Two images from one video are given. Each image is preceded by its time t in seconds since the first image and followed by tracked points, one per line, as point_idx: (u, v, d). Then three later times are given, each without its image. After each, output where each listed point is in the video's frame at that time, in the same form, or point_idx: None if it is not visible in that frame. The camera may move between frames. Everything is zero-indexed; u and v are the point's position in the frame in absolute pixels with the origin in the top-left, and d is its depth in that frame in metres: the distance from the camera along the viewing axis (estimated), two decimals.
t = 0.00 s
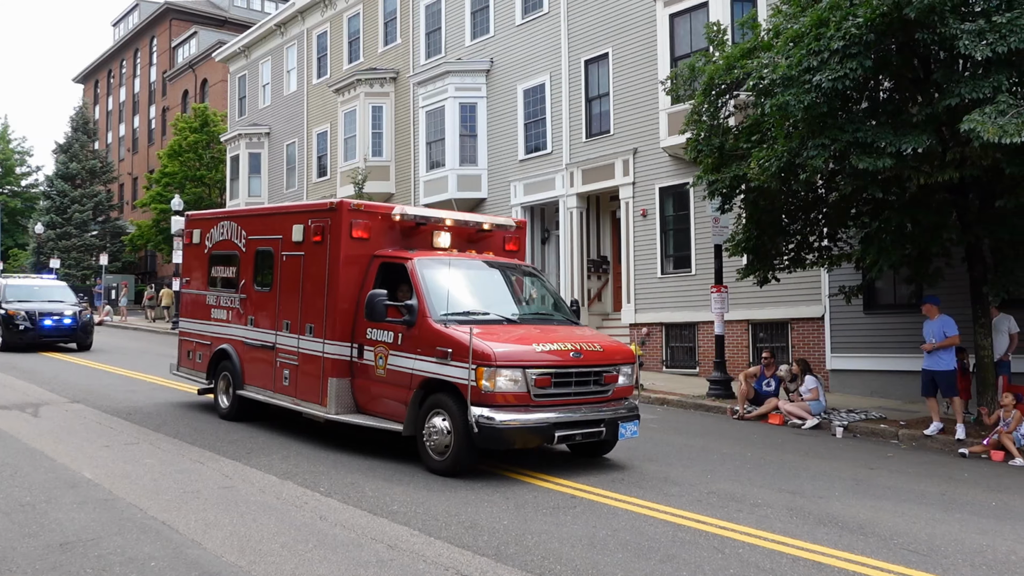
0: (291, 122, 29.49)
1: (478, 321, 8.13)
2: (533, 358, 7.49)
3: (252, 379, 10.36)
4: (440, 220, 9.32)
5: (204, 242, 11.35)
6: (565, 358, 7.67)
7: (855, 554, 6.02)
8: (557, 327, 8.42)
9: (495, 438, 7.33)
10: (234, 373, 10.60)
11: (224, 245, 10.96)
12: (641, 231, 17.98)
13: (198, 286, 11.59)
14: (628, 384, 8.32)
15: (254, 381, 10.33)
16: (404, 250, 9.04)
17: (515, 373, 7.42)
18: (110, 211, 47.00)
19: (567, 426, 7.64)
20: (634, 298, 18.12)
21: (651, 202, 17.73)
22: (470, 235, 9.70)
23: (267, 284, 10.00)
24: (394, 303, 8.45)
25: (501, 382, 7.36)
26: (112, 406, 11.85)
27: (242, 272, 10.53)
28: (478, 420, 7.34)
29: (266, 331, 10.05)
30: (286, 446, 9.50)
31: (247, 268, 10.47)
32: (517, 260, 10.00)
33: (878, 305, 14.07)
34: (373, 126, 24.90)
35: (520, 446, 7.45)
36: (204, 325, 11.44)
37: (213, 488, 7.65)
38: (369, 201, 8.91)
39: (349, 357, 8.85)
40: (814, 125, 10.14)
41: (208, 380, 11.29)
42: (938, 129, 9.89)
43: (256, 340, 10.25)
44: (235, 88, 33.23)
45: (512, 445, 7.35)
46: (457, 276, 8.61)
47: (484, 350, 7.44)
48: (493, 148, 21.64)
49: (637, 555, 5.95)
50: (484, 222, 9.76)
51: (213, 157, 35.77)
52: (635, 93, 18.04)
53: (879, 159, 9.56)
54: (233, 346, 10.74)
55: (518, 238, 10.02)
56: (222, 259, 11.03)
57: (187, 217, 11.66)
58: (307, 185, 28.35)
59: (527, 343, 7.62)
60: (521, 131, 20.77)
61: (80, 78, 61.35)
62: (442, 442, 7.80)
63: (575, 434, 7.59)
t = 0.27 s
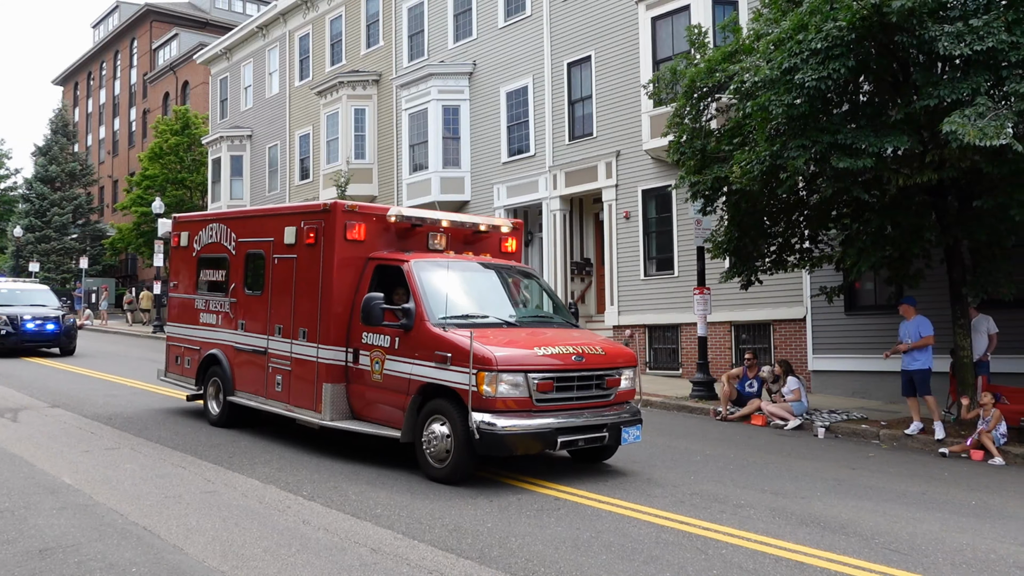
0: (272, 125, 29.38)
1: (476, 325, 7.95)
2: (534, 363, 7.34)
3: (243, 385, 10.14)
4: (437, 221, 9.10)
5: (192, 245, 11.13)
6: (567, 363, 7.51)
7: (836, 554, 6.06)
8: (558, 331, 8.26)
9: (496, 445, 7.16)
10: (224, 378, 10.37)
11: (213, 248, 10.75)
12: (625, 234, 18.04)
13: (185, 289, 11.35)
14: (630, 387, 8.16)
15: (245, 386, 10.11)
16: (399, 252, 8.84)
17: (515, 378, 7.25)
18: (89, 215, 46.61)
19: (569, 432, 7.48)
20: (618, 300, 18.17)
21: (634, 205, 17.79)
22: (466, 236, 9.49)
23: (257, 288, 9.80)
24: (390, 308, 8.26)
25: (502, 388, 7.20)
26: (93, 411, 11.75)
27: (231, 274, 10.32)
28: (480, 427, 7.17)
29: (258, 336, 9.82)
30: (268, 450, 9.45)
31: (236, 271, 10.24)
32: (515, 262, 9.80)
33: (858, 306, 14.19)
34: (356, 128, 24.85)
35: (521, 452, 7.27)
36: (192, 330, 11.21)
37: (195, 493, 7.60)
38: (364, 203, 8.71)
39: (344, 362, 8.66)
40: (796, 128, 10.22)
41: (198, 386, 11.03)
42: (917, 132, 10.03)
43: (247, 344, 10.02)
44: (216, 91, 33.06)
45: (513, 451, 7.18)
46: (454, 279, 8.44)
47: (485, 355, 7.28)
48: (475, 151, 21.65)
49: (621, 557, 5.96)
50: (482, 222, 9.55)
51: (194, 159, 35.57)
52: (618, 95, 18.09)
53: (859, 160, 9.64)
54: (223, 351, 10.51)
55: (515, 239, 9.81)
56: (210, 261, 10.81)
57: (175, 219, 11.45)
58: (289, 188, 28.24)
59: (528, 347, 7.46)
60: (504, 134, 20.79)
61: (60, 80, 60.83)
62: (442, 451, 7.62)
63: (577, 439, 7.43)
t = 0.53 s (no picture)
0: (258, 125, 29.27)
1: (478, 328, 7.76)
2: (538, 366, 7.16)
3: (236, 389, 9.95)
4: (437, 222, 8.91)
5: (183, 246, 10.93)
6: (572, 366, 7.34)
7: (820, 554, 6.09)
8: (562, 334, 8.07)
9: (500, 450, 6.96)
10: (217, 382, 10.17)
11: (204, 248, 10.56)
12: (611, 235, 18.08)
13: (176, 291, 11.16)
14: (634, 390, 8.00)
15: (238, 390, 9.92)
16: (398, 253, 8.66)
17: (520, 381, 7.07)
18: (72, 216, 46.28)
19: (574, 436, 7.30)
20: (604, 301, 18.22)
21: (620, 206, 17.83)
22: (467, 237, 9.30)
23: (252, 289, 9.62)
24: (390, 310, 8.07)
25: (507, 391, 7.02)
26: (76, 413, 11.65)
27: (224, 275, 10.13)
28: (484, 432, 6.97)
29: (253, 339, 9.63)
30: (254, 452, 9.41)
31: (229, 273, 10.05)
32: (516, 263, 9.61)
33: (842, 307, 14.26)
34: (342, 129, 24.79)
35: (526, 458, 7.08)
36: (183, 332, 11.01)
37: (180, 495, 7.55)
38: (362, 202, 8.51)
39: (342, 365, 8.47)
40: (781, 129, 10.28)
41: (190, 388, 10.82)
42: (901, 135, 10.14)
43: (241, 347, 9.82)
44: (201, 91, 32.91)
45: (517, 457, 6.98)
46: (456, 280, 8.25)
47: (488, 358, 7.09)
48: (462, 152, 21.65)
49: (606, 558, 5.97)
50: (482, 222, 9.35)
51: (178, 160, 35.39)
52: (605, 97, 18.12)
53: (844, 160, 9.70)
54: (216, 354, 10.32)
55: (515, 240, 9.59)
56: (202, 262, 10.63)
57: (166, 219, 11.28)
58: (274, 189, 28.13)
59: (532, 349, 7.28)
60: (490, 135, 20.79)
61: (42, 80, 60.39)
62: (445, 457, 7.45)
63: (582, 444, 7.25)
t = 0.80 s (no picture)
0: (244, 125, 29.15)
1: (482, 329, 7.64)
2: (545, 369, 7.05)
3: (231, 392, 9.79)
4: (438, 222, 8.80)
5: (177, 247, 10.80)
6: (578, 368, 7.24)
7: (806, 553, 6.12)
8: (566, 335, 7.96)
9: (507, 455, 6.84)
10: (212, 385, 10.02)
11: (198, 248, 10.43)
12: (598, 236, 18.12)
13: (169, 292, 11.01)
14: (640, 394, 7.91)
15: (232, 393, 9.77)
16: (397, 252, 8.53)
17: (526, 385, 6.95)
18: (57, 215, 45.94)
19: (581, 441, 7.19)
20: (591, 301, 18.25)
21: (607, 207, 17.86)
22: (467, 237, 9.18)
23: (248, 290, 9.48)
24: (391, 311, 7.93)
25: (512, 396, 6.91)
26: (60, 414, 11.57)
27: (218, 276, 10.00)
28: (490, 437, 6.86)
29: (249, 341, 9.48)
30: (240, 453, 9.37)
31: (224, 273, 9.91)
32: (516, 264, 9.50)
33: (828, 308, 14.33)
34: (329, 129, 24.73)
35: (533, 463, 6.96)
36: (177, 334, 10.87)
37: (165, 496, 7.51)
38: (362, 201, 8.38)
39: (340, 367, 8.32)
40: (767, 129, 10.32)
41: (184, 391, 10.66)
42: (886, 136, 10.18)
43: (236, 349, 9.66)
44: (187, 90, 32.75)
45: (523, 462, 6.86)
46: (459, 281, 8.13)
47: (493, 361, 6.97)
48: (449, 152, 21.64)
49: (593, 557, 5.99)
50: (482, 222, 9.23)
51: (164, 159, 35.20)
52: (592, 98, 18.14)
53: (830, 160, 9.76)
54: (211, 356, 10.18)
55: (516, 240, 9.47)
56: (195, 262, 10.50)
57: (158, 218, 11.13)
58: (261, 189, 28.02)
59: (538, 352, 7.16)
60: (478, 135, 20.78)
61: (26, 79, 59.94)
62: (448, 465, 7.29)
63: (589, 448, 7.14)
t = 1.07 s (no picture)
0: (230, 123, 29.01)
1: (486, 330, 7.48)
2: (552, 370, 6.90)
3: (226, 393, 9.62)
4: (439, 219, 8.72)
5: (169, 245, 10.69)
6: (585, 370, 7.09)
7: (791, 552, 6.15)
8: (571, 335, 7.83)
9: (512, 459, 6.69)
10: (206, 386, 9.85)
11: (192, 246, 10.33)
12: (585, 235, 18.15)
13: (161, 290, 10.90)
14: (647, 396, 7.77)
15: (227, 394, 9.61)
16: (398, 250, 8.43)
17: (533, 387, 6.79)
18: (40, 213, 45.56)
19: (588, 444, 7.04)
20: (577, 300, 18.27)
21: (594, 206, 17.90)
22: (467, 235, 9.12)
23: (243, 289, 9.35)
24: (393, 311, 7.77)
25: (519, 398, 6.75)
26: (42, 413, 11.47)
27: (212, 274, 9.87)
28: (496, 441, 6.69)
29: (244, 341, 9.33)
30: (226, 452, 9.32)
31: (219, 271, 9.78)
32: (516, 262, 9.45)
33: (813, 308, 14.41)
34: (315, 127, 24.64)
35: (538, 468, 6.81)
36: (169, 334, 10.73)
37: (149, 496, 7.46)
38: (362, 198, 8.27)
39: (339, 369, 8.16)
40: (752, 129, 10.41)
41: (177, 391, 10.51)
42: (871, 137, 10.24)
43: (231, 348, 9.50)
44: (172, 87, 32.55)
45: (529, 466, 6.70)
46: (462, 280, 7.98)
47: (498, 362, 6.80)
48: (436, 151, 21.62)
49: (579, 556, 5.99)
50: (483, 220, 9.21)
51: (149, 157, 34.98)
52: (579, 97, 18.15)
53: (816, 160, 9.81)
54: (205, 356, 10.02)
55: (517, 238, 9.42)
56: (188, 260, 10.39)
57: (150, 215, 11.03)
58: (246, 187, 27.89)
59: (544, 353, 7.01)
60: (464, 134, 20.77)
61: (9, 75, 59.40)
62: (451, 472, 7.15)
63: (595, 451, 6.99)
